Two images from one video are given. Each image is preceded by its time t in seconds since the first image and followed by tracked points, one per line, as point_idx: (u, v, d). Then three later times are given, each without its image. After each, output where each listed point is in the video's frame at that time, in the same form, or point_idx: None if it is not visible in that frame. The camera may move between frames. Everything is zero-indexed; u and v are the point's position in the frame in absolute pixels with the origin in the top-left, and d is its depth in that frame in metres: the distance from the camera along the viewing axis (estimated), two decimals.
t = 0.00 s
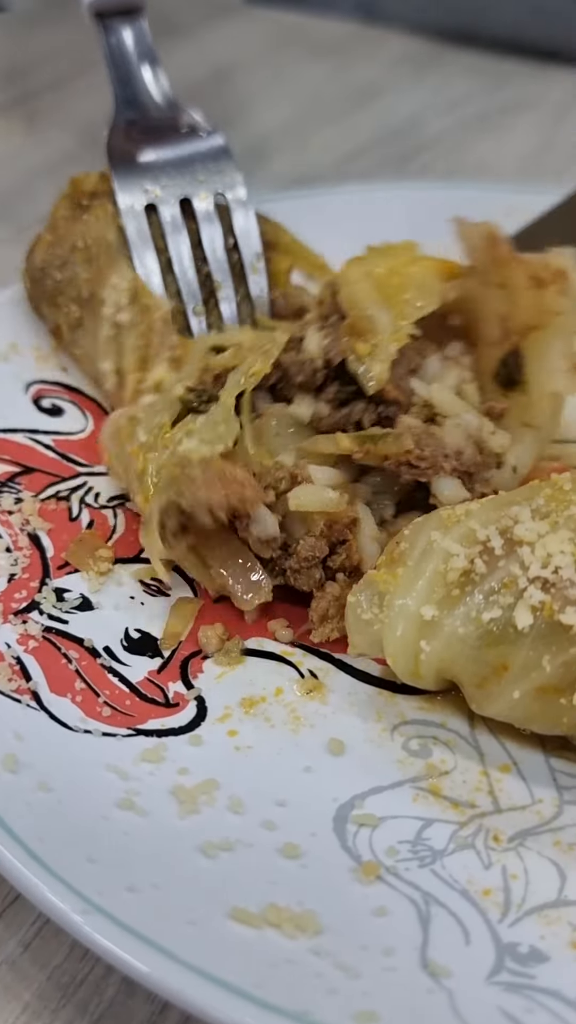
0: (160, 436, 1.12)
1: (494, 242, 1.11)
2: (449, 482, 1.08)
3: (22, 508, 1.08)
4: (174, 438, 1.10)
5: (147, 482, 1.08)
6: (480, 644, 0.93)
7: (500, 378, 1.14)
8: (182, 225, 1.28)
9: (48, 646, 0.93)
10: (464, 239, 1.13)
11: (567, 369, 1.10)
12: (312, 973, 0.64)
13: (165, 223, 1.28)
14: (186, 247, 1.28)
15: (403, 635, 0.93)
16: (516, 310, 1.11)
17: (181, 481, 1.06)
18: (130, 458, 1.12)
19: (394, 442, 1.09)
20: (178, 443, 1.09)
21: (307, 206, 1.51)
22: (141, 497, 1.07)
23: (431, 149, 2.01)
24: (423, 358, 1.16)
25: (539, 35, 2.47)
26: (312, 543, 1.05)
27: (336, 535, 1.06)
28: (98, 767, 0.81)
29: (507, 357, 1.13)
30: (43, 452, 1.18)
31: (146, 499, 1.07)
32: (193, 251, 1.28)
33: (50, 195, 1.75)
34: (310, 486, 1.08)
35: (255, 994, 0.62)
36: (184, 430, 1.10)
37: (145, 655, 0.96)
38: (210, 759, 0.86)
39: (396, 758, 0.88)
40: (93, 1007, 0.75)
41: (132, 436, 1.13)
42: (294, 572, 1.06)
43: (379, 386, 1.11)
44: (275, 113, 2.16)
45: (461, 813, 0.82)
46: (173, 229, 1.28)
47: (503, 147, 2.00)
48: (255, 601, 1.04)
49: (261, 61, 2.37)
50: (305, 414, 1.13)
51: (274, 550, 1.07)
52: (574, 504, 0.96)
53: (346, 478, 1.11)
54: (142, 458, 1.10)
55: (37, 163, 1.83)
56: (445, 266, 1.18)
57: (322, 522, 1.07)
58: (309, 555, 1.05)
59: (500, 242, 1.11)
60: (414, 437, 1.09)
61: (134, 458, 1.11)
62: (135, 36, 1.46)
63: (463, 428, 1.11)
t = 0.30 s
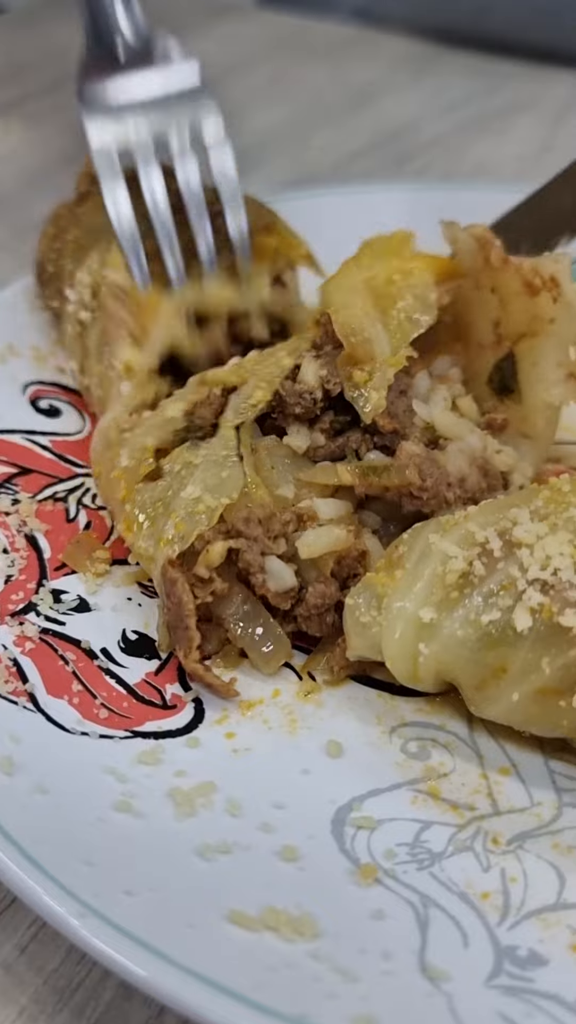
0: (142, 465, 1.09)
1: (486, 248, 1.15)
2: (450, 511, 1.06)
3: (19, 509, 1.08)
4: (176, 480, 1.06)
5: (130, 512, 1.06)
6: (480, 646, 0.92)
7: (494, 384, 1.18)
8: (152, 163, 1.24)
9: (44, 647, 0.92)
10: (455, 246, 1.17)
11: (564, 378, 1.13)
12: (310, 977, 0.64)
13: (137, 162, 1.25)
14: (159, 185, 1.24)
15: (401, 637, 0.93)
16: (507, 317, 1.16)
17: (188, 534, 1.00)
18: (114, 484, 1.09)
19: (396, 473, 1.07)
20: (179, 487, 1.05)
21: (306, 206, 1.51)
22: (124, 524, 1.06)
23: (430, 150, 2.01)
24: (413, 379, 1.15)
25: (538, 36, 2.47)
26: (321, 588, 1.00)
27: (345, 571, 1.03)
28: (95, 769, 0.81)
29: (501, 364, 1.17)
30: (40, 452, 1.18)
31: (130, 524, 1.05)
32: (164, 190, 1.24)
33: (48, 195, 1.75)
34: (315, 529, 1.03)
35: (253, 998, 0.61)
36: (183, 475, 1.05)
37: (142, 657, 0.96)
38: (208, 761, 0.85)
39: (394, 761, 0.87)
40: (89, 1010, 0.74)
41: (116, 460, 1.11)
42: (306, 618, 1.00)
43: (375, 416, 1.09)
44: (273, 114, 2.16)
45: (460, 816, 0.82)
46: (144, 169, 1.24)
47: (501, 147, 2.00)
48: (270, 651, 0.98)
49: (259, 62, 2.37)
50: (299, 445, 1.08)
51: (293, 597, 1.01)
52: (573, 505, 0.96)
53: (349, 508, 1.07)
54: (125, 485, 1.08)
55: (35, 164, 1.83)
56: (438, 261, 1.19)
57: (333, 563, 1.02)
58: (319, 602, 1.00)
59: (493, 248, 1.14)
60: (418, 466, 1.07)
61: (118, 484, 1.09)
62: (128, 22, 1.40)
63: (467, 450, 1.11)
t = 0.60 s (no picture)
0: (143, 459, 1.09)
1: (458, 249, 1.21)
2: (443, 508, 1.07)
3: (15, 509, 1.08)
4: (175, 473, 1.05)
5: (130, 504, 1.05)
6: (475, 646, 0.92)
7: (481, 384, 1.23)
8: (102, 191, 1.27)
9: (40, 647, 0.92)
10: (428, 250, 1.22)
11: (544, 369, 1.19)
12: (305, 975, 0.64)
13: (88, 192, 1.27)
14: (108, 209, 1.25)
15: (396, 636, 0.93)
16: (485, 315, 1.21)
17: (187, 527, 1.01)
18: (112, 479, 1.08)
19: (386, 473, 1.07)
20: (177, 480, 1.05)
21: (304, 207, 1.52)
22: (123, 519, 1.04)
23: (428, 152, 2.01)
24: (402, 379, 1.19)
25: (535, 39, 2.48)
26: (314, 582, 1.00)
27: (340, 565, 1.03)
28: (90, 769, 0.81)
29: (486, 363, 1.22)
30: (37, 453, 1.18)
31: (130, 520, 1.04)
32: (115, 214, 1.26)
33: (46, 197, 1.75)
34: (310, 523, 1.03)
35: (248, 997, 0.62)
36: (181, 469, 1.05)
37: (138, 657, 0.96)
38: (203, 761, 0.85)
39: (389, 761, 0.88)
40: (85, 1010, 0.74)
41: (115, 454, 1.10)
42: (300, 612, 1.00)
43: (362, 409, 1.12)
44: (270, 115, 2.17)
45: (455, 815, 0.82)
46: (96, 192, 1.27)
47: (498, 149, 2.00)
48: (269, 646, 0.98)
49: (257, 64, 2.37)
50: (289, 438, 1.11)
51: (291, 588, 1.01)
52: (567, 505, 0.96)
53: (341, 507, 1.08)
54: (125, 479, 1.07)
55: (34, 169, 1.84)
56: (418, 267, 1.22)
57: (327, 558, 1.03)
58: (314, 596, 1.00)
59: (464, 248, 1.20)
60: (408, 465, 1.07)
61: (116, 480, 1.08)
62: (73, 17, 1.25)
63: (459, 448, 1.12)
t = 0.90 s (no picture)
0: (120, 464, 1.09)
1: (441, 251, 1.20)
2: (443, 510, 1.06)
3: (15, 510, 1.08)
4: (159, 471, 1.06)
5: (120, 509, 1.05)
6: (475, 646, 0.92)
7: (475, 385, 1.23)
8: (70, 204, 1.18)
9: (40, 648, 0.92)
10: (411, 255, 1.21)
11: (536, 368, 1.18)
12: (304, 977, 0.64)
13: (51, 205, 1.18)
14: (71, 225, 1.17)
15: (396, 637, 0.93)
16: (473, 316, 1.22)
17: (177, 522, 1.01)
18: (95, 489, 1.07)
19: (382, 473, 1.06)
20: (164, 478, 1.05)
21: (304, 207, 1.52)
22: (115, 524, 1.04)
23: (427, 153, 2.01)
24: (399, 379, 1.20)
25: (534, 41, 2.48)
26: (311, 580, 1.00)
27: (337, 565, 1.03)
28: (90, 770, 0.80)
29: (478, 364, 1.22)
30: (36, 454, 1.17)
31: (122, 524, 1.04)
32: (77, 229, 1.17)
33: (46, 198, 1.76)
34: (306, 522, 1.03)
35: (247, 999, 0.61)
36: (166, 465, 1.06)
37: (138, 657, 0.95)
38: (203, 762, 0.85)
39: (389, 762, 0.87)
40: (85, 1011, 0.74)
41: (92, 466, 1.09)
42: (297, 612, 1.00)
43: (358, 409, 1.12)
44: (270, 115, 2.17)
45: (455, 816, 0.82)
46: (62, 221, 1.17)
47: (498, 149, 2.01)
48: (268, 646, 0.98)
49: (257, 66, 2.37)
50: (285, 437, 1.12)
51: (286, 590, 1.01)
52: (567, 505, 0.96)
53: (337, 506, 1.08)
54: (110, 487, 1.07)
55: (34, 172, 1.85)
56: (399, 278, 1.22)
57: (324, 558, 1.03)
58: (311, 594, 0.99)
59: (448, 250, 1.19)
60: (407, 467, 1.06)
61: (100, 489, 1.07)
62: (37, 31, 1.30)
63: (459, 448, 1.12)
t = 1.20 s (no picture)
0: (134, 472, 1.07)
1: (446, 249, 1.20)
2: (443, 510, 1.07)
3: (13, 509, 1.08)
4: (169, 482, 1.04)
5: (129, 519, 1.03)
6: (473, 646, 0.92)
7: (476, 383, 1.23)
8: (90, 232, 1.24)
9: (37, 647, 0.91)
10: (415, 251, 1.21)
11: (538, 366, 1.18)
12: (301, 978, 0.64)
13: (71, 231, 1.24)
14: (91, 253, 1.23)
15: (394, 637, 0.93)
16: (477, 314, 1.22)
17: (191, 534, 1.00)
18: (103, 498, 1.05)
19: (382, 473, 1.06)
20: (173, 491, 1.03)
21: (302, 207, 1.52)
22: (124, 535, 1.02)
23: (425, 152, 2.01)
24: (395, 379, 1.19)
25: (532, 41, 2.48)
26: (322, 582, 1.00)
27: (345, 565, 1.03)
28: (87, 770, 0.80)
29: (480, 363, 1.22)
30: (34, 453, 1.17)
31: (132, 535, 1.02)
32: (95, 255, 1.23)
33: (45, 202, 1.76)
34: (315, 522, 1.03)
35: (245, 999, 0.61)
36: (176, 479, 1.04)
37: (135, 657, 0.95)
38: (201, 761, 0.85)
39: (388, 763, 0.87)
40: (82, 1011, 0.74)
41: (101, 474, 1.07)
42: (308, 616, 1.00)
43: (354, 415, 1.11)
44: (269, 114, 2.17)
45: (453, 816, 0.82)
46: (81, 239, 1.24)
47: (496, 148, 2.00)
48: (276, 649, 0.98)
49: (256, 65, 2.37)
50: (284, 439, 1.10)
51: (298, 594, 1.01)
52: (566, 505, 0.96)
53: (339, 506, 1.08)
54: (120, 497, 1.04)
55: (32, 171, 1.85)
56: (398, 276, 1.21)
57: (332, 559, 1.02)
58: (323, 596, 0.99)
59: (453, 248, 1.19)
60: (407, 466, 1.07)
61: (109, 498, 1.04)
62: (29, 33, 1.33)
63: (459, 449, 1.12)
